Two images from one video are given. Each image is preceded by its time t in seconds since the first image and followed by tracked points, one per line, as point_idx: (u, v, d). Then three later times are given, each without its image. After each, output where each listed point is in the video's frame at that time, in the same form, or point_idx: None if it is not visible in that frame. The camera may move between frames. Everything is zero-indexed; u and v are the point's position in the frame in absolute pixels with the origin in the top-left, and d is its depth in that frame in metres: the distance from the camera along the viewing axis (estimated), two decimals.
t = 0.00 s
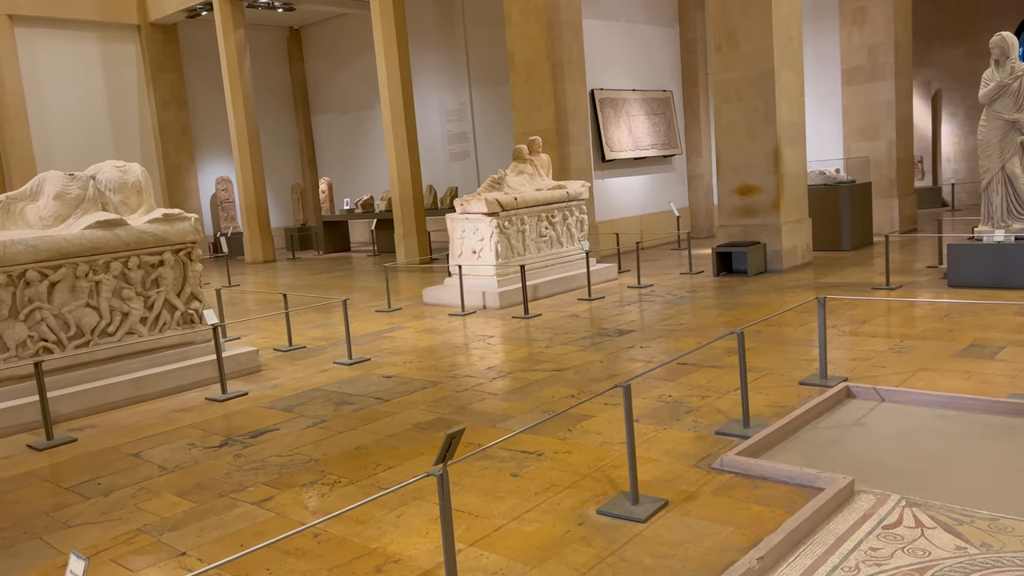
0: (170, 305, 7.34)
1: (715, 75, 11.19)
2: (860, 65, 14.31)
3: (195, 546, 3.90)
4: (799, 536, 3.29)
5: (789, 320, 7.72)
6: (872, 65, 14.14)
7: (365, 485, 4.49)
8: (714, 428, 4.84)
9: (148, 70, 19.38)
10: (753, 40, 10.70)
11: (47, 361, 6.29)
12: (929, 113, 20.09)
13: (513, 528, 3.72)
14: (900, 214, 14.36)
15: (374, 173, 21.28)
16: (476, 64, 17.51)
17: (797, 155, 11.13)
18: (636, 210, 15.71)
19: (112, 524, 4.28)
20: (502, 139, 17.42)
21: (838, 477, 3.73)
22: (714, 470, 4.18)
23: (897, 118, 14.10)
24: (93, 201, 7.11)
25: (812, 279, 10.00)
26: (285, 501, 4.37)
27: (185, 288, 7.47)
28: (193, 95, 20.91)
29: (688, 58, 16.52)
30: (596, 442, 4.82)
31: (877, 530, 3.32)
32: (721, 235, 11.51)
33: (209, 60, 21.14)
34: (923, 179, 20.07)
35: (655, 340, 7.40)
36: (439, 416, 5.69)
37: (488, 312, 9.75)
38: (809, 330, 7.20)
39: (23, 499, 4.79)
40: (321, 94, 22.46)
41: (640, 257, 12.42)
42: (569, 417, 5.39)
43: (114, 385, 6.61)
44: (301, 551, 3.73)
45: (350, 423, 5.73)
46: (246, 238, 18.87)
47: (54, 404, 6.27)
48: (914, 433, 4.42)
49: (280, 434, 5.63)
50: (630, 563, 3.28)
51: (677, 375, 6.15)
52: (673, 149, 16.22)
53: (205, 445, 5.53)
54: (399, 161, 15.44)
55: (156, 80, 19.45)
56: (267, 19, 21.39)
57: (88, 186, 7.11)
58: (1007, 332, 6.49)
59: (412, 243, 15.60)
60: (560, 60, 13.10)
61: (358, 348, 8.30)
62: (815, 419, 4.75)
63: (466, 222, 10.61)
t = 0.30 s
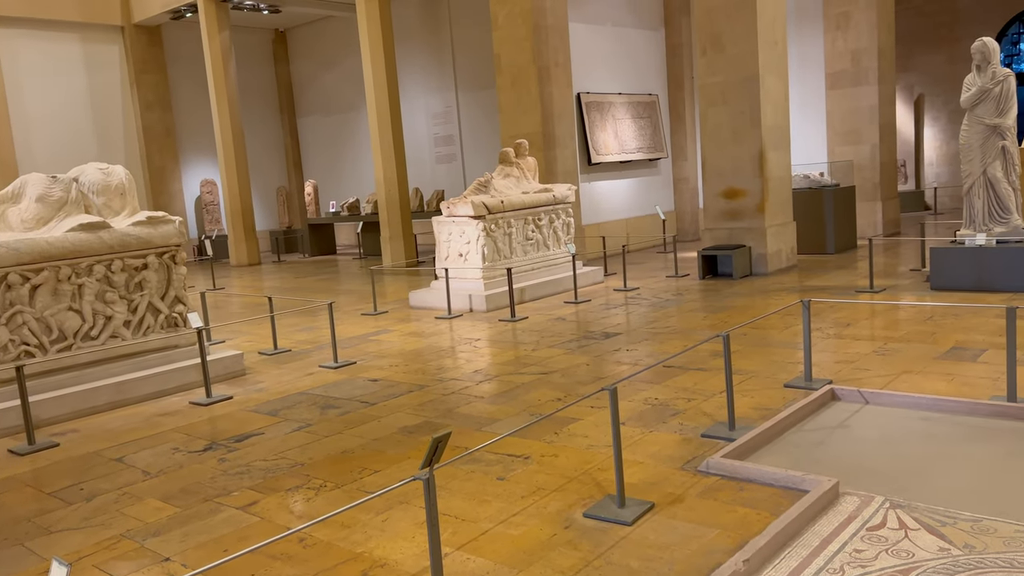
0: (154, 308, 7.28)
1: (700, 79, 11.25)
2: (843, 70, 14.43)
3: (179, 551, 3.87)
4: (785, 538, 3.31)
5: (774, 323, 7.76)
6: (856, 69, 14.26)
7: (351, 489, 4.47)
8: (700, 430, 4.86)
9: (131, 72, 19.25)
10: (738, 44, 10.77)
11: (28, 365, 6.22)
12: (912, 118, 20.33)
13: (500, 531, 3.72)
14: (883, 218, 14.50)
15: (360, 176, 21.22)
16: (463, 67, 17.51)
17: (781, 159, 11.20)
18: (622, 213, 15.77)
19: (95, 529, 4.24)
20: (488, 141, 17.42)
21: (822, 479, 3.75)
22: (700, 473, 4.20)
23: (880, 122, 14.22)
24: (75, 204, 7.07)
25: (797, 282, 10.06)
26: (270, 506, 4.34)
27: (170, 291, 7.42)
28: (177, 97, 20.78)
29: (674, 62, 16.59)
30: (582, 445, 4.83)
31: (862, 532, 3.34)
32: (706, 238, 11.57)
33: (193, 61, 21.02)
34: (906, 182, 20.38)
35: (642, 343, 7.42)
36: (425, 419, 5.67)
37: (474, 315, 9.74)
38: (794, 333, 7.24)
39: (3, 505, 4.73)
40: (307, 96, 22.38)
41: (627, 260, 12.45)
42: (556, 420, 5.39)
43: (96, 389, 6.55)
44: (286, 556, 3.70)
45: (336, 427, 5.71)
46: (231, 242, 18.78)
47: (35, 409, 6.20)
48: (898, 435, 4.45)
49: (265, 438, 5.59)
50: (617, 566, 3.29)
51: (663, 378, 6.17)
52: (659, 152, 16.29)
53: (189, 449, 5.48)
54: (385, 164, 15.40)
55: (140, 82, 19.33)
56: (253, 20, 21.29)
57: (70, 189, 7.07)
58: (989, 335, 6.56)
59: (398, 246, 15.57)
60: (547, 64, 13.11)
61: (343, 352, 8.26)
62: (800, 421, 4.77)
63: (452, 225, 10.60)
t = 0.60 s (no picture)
0: (138, 311, 7.22)
1: (686, 82, 11.29)
2: (828, 74, 14.55)
3: (162, 556, 3.84)
4: (770, 540, 3.32)
5: (759, 326, 7.80)
6: (839, 73, 14.38)
7: (337, 493, 4.45)
8: (686, 433, 4.88)
9: (115, 73, 19.11)
10: (724, 48, 10.82)
11: (9, 369, 6.16)
12: (895, 122, 20.43)
13: (486, 535, 3.71)
14: (867, 220, 14.59)
15: (346, 178, 21.15)
16: (449, 69, 17.49)
17: (766, 162, 11.27)
18: (608, 216, 15.80)
19: (77, 535, 4.20)
20: (475, 143, 17.42)
21: (807, 481, 3.77)
22: (686, 475, 4.21)
23: (864, 125, 14.33)
24: (58, 206, 6.96)
25: (782, 285, 10.12)
26: (255, 510, 4.31)
27: (154, 294, 7.36)
28: (161, 99, 20.64)
29: (659, 66, 16.66)
30: (569, 447, 4.83)
31: (846, 534, 3.35)
32: (692, 241, 11.62)
33: (178, 63, 20.89)
34: (889, 186, 20.19)
35: (628, 345, 7.43)
36: (411, 422, 5.66)
37: (461, 318, 9.73)
38: (779, 335, 7.28)
39: None
40: (292, 98, 22.29)
41: (613, 263, 12.47)
42: (542, 423, 5.39)
43: (79, 392, 6.48)
44: (271, 561, 3.68)
45: (321, 430, 5.68)
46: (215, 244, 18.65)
47: (17, 413, 6.13)
48: (882, 437, 4.48)
49: (250, 442, 5.56)
50: (603, 569, 3.28)
51: (649, 381, 6.18)
52: (644, 155, 16.34)
53: (173, 453, 5.44)
54: (372, 166, 15.37)
55: (123, 83, 19.17)
56: (238, 22, 21.18)
57: (53, 191, 6.95)
58: (971, 337, 6.62)
59: (384, 249, 15.52)
60: (534, 66, 13.12)
61: (329, 355, 8.23)
62: (784, 423, 4.80)
63: (439, 228, 10.59)
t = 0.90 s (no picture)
0: (121, 314, 7.16)
1: (672, 85, 11.34)
2: (812, 77, 14.65)
3: (146, 561, 3.80)
4: (756, 541, 3.33)
5: (744, 328, 7.84)
6: (823, 77, 14.49)
7: (323, 497, 4.43)
8: (672, 435, 4.89)
9: (98, 74, 18.95)
10: (709, 51, 10.88)
11: None
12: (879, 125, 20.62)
13: (473, 538, 3.70)
14: (851, 223, 14.70)
15: (332, 180, 21.08)
16: (436, 71, 17.48)
17: (751, 165, 11.33)
18: (594, 218, 15.84)
19: (60, 540, 4.15)
20: (461, 145, 17.40)
21: (792, 483, 3.78)
22: (673, 477, 4.22)
23: (848, 129, 14.44)
24: (39, 208, 6.91)
25: (767, 287, 10.17)
26: (240, 514, 4.29)
27: (138, 296, 7.30)
28: (144, 100, 20.48)
29: (645, 69, 16.72)
30: (555, 450, 4.83)
31: (831, 535, 3.37)
32: (678, 243, 11.67)
33: (162, 64, 20.75)
34: (873, 189, 20.11)
35: (614, 348, 7.44)
36: (398, 425, 5.64)
37: (448, 321, 9.71)
38: (764, 338, 7.31)
39: None
40: (277, 100, 22.19)
41: (599, 265, 12.49)
42: (529, 425, 5.39)
43: (61, 396, 6.41)
44: (256, 565, 3.66)
45: (307, 434, 5.65)
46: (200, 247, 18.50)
47: None
48: (865, 438, 4.51)
49: (234, 445, 5.52)
50: (589, 572, 3.28)
51: (635, 383, 6.19)
52: (630, 158, 16.39)
53: (157, 457, 5.39)
54: (357, 168, 15.32)
55: (107, 84, 19.02)
56: (222, 23, 21.08)
57: (34, 193, 6.89)
58: (954, 339, 6.68)
59: (370, 251, 15.48)
60: (520, 69, 13.15)
61: (315, 358, 8.19)
62: (769, 425, 4.82)
63: (425, 230, 10.57)
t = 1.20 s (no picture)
0: (104, 316, 7.10)
1: (657, 87, 11.38)
2: (796, 80, 14.77)
3: (129, 565, 3.77)
4: (741, 541, 3.35)
5: (729, 329, 7.87)
6: (807, 79, 14.60)
7: (308, 499, 4.40)
8: (658, 436, 4.90)
9: (80, 74, 18.79)
10: (694, 54, 10.93)
11: None
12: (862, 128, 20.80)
13: (459, 540, 3.70)
14: (834, 225, 14.79)
15: (318, 181, 20.99)
16: (422, 73, 17.46)
17: (736, 167, 11.39)
18: (580, 220, 15.87)
19: (42, 544, 4.11)
20: (447, 146, 17.38)
21: (777, 483, 3.81)
22: (659, 478, 4.23)
23: (831, 131, 14.54)
24: (21, 209, 6.84)
25: (752, 289, 10.23)
26: (224, 517, 4.26)
27: (121, 298, 7.24)
28: (128, 100, 20.32)
29: (631, 72, 16.76)
30: (542, 451, 4.83)
31: (816, 535, 3.39)
32: (663, 245, 11.71)
33: (145, 64, 20.62)
34: (856, 192, 20.34)
35: (600, 349, 7.46)
36: (384, 427, 5.62)
37: (434, 322, 9.70)
38: (749, 339, 7.35)
39: None
40: (262, 100, 22.09)
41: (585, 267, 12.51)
42: (515, 426, 5.39)
43: (42, 399, 6.35)
44: (242, 569, 3.63)
45: (292, 436, 5.62)
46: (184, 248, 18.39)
47: None
48: (849, 438, 4.54)
49: (219, 448, 5.49)
50: (576, 573, 3.29)
51: (622, 384, 6.20)
52: (616, 160, 16.44)
53: (141, 460, 5.35)
54: (343, 170, 15.27)
55: (89, 84, 18.86)
56: (207, 24, 20.97)
57: (16, 193, 6.83)
58: (937, 340, 6.73)
59: (356, 253, 15.43)
60: (506, 71, 13.16)
61: (300, 360, 8.16)
62: (754, 426, 4.85)
63: (411, 232, 10.56)
